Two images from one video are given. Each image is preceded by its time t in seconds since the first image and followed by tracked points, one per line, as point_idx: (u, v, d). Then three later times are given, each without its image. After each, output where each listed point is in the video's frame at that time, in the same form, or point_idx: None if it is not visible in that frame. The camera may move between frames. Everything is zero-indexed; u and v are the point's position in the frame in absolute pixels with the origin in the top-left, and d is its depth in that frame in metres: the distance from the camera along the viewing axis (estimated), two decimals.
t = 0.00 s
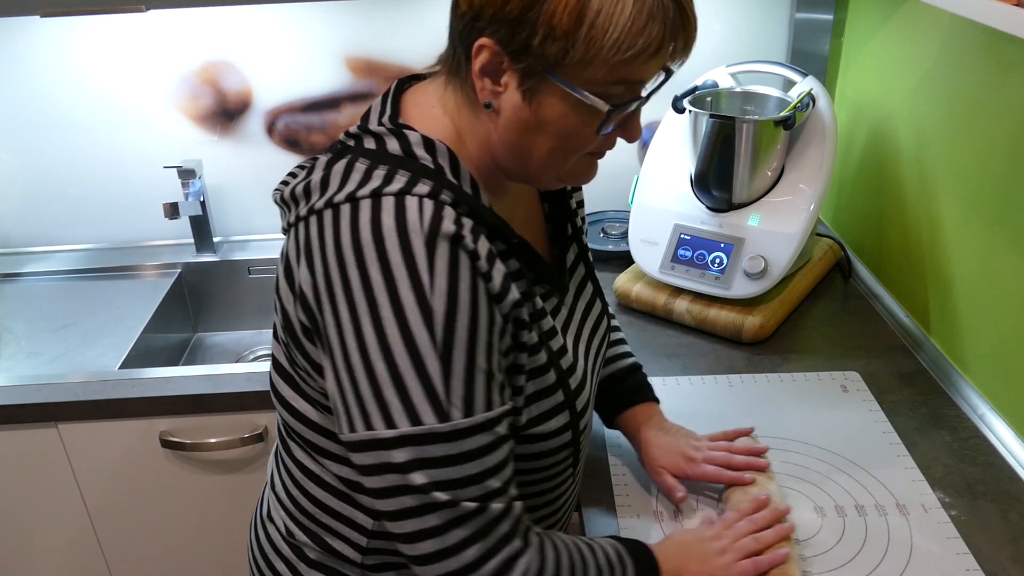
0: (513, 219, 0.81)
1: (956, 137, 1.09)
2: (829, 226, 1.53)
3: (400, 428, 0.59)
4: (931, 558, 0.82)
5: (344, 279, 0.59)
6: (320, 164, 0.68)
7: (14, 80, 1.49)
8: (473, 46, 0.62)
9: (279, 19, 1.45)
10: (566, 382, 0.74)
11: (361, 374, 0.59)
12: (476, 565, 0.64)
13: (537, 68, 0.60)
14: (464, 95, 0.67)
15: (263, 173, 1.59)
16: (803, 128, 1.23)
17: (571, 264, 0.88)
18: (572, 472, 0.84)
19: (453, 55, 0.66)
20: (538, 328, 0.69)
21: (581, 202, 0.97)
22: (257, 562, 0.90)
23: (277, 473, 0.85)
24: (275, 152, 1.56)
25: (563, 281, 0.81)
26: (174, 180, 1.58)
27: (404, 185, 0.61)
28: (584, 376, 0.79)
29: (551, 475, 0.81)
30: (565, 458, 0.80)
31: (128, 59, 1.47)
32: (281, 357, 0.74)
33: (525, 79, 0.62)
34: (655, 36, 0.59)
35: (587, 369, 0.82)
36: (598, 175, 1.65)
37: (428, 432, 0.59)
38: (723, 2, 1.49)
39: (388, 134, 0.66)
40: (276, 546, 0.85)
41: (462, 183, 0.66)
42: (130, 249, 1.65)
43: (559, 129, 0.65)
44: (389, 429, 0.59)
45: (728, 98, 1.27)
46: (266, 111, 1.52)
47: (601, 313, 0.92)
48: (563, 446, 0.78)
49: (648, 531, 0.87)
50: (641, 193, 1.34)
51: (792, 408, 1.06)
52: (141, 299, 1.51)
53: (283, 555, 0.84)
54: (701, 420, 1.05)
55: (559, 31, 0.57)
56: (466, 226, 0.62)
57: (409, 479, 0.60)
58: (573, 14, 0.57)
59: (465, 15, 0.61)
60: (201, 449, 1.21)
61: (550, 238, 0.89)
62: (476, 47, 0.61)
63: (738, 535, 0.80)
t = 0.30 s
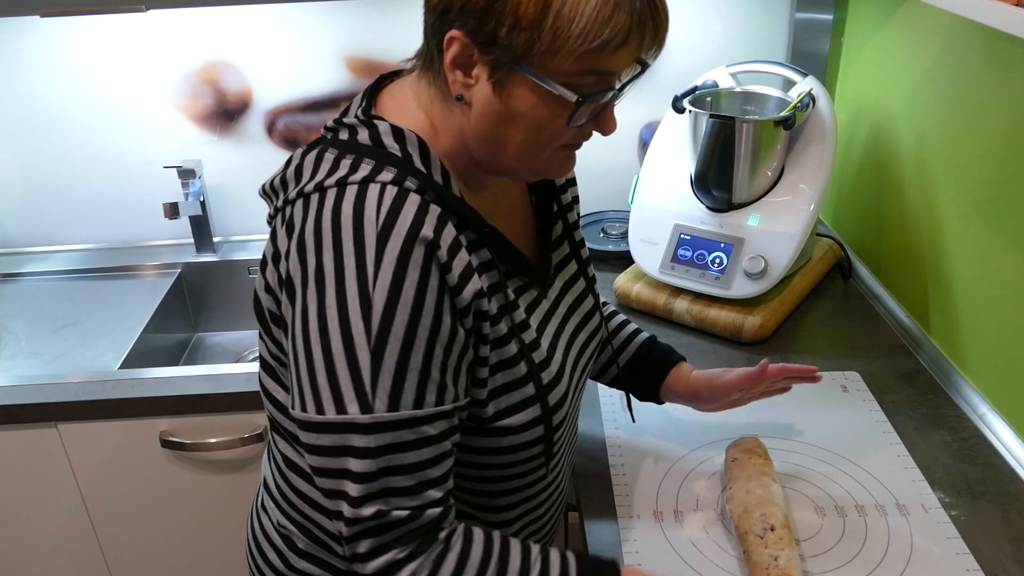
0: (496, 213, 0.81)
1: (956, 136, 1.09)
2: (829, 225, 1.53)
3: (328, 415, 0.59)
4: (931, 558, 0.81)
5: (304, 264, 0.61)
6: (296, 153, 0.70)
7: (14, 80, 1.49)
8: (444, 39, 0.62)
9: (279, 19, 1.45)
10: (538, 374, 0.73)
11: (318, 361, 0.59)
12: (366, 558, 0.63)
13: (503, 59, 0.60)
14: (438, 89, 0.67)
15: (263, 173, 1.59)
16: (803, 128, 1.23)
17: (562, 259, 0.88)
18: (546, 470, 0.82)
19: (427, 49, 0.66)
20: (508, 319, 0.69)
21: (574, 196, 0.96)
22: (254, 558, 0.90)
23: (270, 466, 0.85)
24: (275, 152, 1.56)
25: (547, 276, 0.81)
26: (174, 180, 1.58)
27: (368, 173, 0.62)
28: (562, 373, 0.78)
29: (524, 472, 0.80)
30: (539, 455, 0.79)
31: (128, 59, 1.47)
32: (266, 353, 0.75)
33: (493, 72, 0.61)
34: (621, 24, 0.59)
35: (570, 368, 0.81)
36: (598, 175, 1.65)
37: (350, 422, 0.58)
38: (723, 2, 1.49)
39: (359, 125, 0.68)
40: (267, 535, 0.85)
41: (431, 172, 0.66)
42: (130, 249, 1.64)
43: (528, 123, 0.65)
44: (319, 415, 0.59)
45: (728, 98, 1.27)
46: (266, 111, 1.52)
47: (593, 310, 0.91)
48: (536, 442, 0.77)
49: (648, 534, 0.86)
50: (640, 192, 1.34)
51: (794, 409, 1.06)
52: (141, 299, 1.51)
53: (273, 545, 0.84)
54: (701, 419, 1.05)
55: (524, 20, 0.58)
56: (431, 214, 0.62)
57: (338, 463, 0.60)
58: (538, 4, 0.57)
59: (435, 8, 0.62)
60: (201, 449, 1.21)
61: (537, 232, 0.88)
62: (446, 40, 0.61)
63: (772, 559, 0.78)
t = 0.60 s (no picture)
0: (490, 211, 0.81)
1: (955, 134, 1.09)
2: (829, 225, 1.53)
3: (335, 415, 0.59)
4: (931, 558, 0.82)
5: (300, 259, 0.61)
6: (291, 150, 0.70)
7: (14, 80, 1.49)
8: (463, 56, 0.61)
9: (279, 19, 1.45)
10: (528, 374, 0.73)
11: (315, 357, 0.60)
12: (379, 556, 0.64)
13: (535, 76, 0.61)
14: (448, 99, 0.66)
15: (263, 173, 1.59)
16: (803, 128, 1.23)
17: (559, 258, 0.88)
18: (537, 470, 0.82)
19: (437, 60, 0.65)
20: (500, 318, 0.70)
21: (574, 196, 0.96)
22: (252, 555, 0.90)
23: (267, 459, 0.86)
24: (275, 152, 1.56)
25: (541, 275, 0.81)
26: (174, 180, 1.58)
27: (360, 170, 0.62)
28: (553, 373, 0.78)
29: (514, 470, 0.80)
30: (527, 456, 0.78)
31: (128, 59, 1.47)
32: (263, 350, 0.75)
33: (521, 88, 0.62)
34: (647, 37, 0.63)
35: (562, 368, 0.81)
36: (598, 175, 1.65)
37: (355, 419, 0.58)
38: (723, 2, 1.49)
39: (354, 122, 0.68)
40: (263, 526, 0.86)
41: (424, 168, 0.66)
42: (131, 249, 1.65)
43: (550, 131, 0.66)
44: (326, 414, 0.59)
45: (728, 98, 1.27)
46: (266, 111, 1.52)
47: (590, 311, 0.91)
48: (524, 442, 0.77)
49: (647, 533, 0.86)
50: (641, 192, 1.34)
51: (793, 409, 1.06)
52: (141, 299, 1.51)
53: (269, 537, 0.85)
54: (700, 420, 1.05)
55: (560, 40, 0.59)
56: (425, 209, 0.62)
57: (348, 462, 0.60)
58: (575, 22, 0.58)
59: (454, 26, 0.60)
60: (201, 449, 1.21)
61: (532, 230, 0.88)
62: (468, 58, 0.60)
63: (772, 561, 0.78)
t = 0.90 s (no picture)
0: (493, 209, 0.81)
1: (955, 134, 1.09)
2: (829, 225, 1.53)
3: (316, 416, 0.59)
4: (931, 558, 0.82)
5: (297, 264, 0.61)
6: (290, 155, 0.70)
7: (14, 80, 1.49)
8: (475, 40, 0.61)
9: (279, 19, 1.45)
10: (537, 368, 0.74)
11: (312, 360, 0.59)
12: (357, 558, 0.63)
13: (547, 65, 0.61)
14: (454, 86, 0.66)
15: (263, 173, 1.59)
16: (803, 128, 1.23)
17: (559, 254, 0.87)
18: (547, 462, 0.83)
19: (446, 46, 0.64)
20: (505, 314, 0.70)
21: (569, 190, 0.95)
22: (256, 552, 0.90)
23: (273, 461, 0.86)
24: (275, 152, 1.56)
25: (545, 270, 0.81)
26: (174, 180, 1.58)
27: (358, 175, 0.63)
28: (560, 366, 0.78)
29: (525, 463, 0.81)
30: (539, 447, 0.80)
31: (129, 59, 1.47)
32: (265, 352, 0.76)
33: (530, 76, 0.62)
34: (654, 40, 0.64)
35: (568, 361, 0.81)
36: (598, 175, 1.65)
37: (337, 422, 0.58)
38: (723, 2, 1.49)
39: (352, 126, 0.68)
40: (271, 528, 0.86)
41: (423, 172, 0.66)
42: (131, 249, 1.65)
43: (554, 123, 0.66)
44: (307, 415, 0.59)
45: (728, 98, 1.27)
46: (266, 111, 1.52)
47: (592, 304, 0.90)
48: (538, 434, 0.78)
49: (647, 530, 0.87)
50: (641, 192, 1.34)
51: (793, 408, 1.06)
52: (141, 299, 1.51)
53: (278, 537, 0.85)
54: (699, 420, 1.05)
55: (580, 32, 0.59)
56: (421, 214, 0.63)
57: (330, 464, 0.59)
58: (595, 15, 0.59)
59: (470, 9, 0.60)
60: (201, 449, 1.21)
61: (535, 227, 0.89)
62: (482, 43, 0.60)
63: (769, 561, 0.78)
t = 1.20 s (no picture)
0: (494, 202, 0.81)
1: (954, 133, 1.09)
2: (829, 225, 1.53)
3: (328, 407, 0.59)
4: (931, 558, 0.82)
5: (308, 258, 0.60)
6: (294, 150, 0.70)
7: (14, 80, 1.49)
8: (479, 36, 0.61)
9: (279, 19, 1.45)
10: (540, 358, 0.74)
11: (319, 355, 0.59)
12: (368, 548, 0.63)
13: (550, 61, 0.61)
14: (458, 82, 0.66)
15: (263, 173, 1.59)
16: (803, 128, 1.23)
17: (558, 247, 0.87)
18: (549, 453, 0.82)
19: (449, 42, 0.64)
20: (508, 305, 0.70)
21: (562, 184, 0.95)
22: (256, 553, 0.90)
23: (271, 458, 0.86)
24: (275, 152, 1.56)
25: (543, 262, 0.81)
26: (174, 180, 1.58)
27: (366, 166, 0.62)
28: (563, 357, 0.78)
29: (528, 455, 0.80)
30: (542, 438, 0.79)
31: (128, 59, 1.47)
32: (269, 351, 0.75)
33: (533, 72, 0.62)
34: (653, 35, 0.64)
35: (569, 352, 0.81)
36: (598, 175, 1.65)
37: (348, 413, 0.58)
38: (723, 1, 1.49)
39: (356, 121, 0.68)
40: (270, 527, 0.86)
41: (428, 163, 0.66)
42: (130, 249, 1.65)
43: (556, 118, 0.66)
44: (318, 406, 0.59)
45: (728, 98, 1.27)
46: (266, 111, 1.52)
47: (589, 300, 0.90)
48: (541, 424, 0.77)
49: (647, 530, 0.87)
50: (641, 192, 1.34)
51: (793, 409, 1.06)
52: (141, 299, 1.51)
53: (276, 536, 0.85)
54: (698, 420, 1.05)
55: (583, 26, 0.60)
56: (429, 205, 0.62)
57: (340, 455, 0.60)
58: (596, 12, 0.59)
59: (474, 4, 0.60)
60: (202, 449, 1.21)
61: (532, 221, 0.88)
62: (485, 38, 0.60)
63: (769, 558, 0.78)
